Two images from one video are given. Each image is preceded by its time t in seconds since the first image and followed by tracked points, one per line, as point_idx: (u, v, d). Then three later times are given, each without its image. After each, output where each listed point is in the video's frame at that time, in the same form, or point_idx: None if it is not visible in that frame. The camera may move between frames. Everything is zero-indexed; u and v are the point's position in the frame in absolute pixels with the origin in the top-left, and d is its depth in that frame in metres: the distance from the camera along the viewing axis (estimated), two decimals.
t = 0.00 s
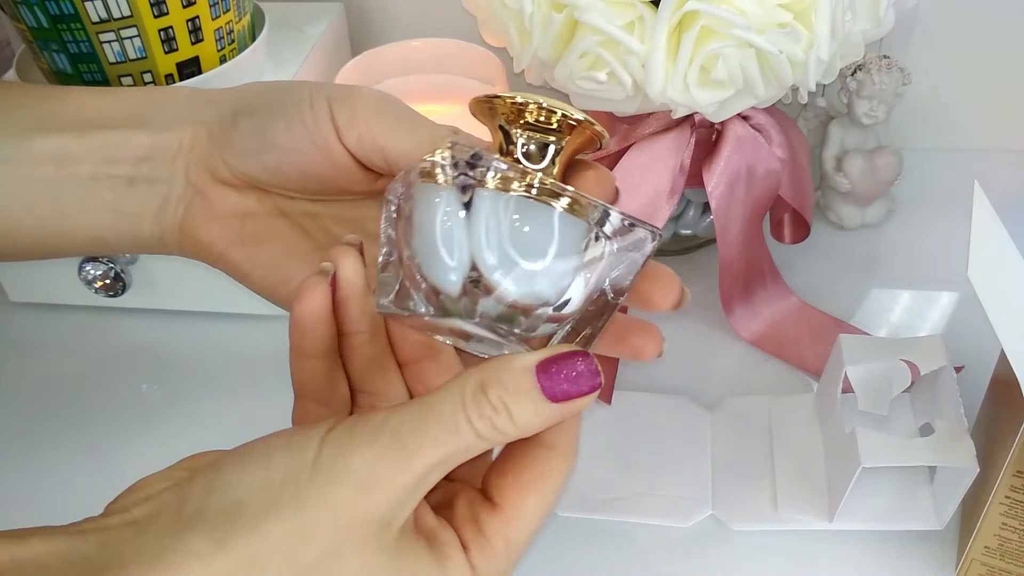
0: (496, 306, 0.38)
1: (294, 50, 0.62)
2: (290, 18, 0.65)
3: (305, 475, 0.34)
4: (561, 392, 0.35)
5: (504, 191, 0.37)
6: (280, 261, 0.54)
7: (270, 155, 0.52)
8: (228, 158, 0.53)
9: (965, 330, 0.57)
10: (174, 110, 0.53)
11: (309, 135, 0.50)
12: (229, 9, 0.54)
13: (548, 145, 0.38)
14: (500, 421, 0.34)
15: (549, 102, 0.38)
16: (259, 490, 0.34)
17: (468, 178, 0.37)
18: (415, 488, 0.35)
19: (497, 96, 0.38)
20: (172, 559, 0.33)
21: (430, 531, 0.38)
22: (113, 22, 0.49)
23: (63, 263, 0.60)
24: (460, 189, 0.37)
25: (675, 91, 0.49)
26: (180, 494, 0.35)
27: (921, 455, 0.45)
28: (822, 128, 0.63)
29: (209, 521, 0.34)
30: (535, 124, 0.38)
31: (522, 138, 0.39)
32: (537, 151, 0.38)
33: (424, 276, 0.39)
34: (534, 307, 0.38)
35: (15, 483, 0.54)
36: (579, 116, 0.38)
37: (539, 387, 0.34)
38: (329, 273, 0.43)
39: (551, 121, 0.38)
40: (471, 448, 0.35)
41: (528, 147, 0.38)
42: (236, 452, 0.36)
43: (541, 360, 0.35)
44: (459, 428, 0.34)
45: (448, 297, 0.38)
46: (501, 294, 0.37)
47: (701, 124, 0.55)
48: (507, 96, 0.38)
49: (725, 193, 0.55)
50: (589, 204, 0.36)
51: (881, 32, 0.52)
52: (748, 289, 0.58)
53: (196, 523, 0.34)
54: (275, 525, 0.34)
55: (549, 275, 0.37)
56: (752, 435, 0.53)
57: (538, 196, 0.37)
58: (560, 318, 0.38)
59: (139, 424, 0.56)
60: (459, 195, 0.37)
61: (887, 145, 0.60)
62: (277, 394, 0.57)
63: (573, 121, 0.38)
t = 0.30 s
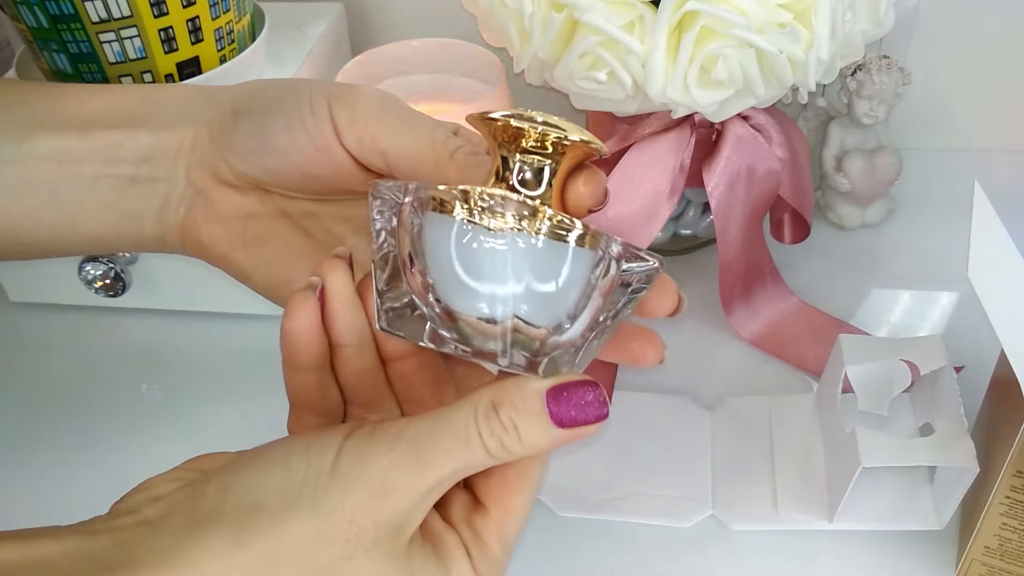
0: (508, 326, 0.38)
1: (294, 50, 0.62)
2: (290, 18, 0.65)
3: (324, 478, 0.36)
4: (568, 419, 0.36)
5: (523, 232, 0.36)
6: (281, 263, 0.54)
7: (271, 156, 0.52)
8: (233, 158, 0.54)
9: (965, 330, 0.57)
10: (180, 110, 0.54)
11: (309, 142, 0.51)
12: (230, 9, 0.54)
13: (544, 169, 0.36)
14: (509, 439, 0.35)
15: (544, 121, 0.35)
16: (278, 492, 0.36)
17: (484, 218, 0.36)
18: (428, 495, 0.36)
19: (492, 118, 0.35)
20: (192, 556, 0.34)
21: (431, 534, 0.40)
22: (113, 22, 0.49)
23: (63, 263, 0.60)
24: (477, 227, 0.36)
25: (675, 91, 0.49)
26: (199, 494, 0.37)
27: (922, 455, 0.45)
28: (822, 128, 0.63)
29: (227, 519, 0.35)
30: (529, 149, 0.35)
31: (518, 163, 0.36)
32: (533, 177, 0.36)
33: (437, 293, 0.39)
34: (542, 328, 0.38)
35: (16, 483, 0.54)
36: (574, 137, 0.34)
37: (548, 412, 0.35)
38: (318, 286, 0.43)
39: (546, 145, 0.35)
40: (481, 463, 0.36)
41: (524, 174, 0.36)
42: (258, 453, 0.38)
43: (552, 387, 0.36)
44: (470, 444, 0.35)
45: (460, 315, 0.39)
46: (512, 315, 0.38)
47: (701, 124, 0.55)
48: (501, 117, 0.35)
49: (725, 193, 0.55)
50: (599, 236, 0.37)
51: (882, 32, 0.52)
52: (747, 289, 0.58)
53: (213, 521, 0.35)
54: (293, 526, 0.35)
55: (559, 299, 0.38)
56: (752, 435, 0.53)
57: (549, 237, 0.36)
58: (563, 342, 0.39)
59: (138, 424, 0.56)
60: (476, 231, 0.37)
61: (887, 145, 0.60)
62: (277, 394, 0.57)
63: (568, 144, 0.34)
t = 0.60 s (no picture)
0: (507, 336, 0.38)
1: (294, 51, 0.62)
2: (290, 18, 0.65)
3: (324, 487, 0.36)
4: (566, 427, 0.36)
5: (524, 245, 0.36)
6: (280, 264, 0.54)
7: (271, 159, 0.52)
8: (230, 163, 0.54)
9: (965, 330, 0.57)
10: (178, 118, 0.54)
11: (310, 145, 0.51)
12: (230, 9, 0.54)
13: (541, 177, 0.36)
14: (509, 447, 0.36)
15: (540, 129, 0.35)
16: (278, 500, 0.36)
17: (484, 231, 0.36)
18: (429, 501, 0.37)
19: (486, 128, 0.36)
20: (192, 565, 0.34)
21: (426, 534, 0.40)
22: (113, 22, 0.49)
23: (64, 263, 0.60)
24: (477, 240, 0.36)
25: (675, 91, 0.49)
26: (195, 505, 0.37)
27: (922, 455, 0.45)
28: (822, 128, 0.63)
29: (228, 527, 0.35)
30: (526, 157, 0.36)
31: (514, 172, 0.36)
32: (530, 185, 0.36)
33: (437, 302, 0.39)
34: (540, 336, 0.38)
35: (16, 483, 0.54)
36: (571, 145, 0.34)
37: (547, 419, 0.36)
38: (320, 288, 0.44)
39: (542, 152, 0.35)
40: (481, 469, 0.36)
41: (521, 183, 0.36)
42: (256, 458, 0.38)
43: (551, 395, 0.37)
44: (471, 452, 0.36)
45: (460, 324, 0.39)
46: (512, 325, 0.38)
47: (701, 124, 0.55)
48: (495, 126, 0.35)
49: (725, 192, 0.55)
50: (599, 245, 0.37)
51: (881, 32, 0.52)
52: (747, 289, 0.58)
53: (215, 529, 0.35)
54: (294, 533, 0.35)
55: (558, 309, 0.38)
56: (752, 435, 0.53)
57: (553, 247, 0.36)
58: (564, 350, 0.39)
59: (138, 424, 0.56)
60: (476, 244, 0.36)
61: (886, 145, 0.60)
62: (277, 394, 0.57)
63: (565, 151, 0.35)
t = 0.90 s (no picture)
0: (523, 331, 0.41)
1: (294, 51, 0.62)
2: (291, 18, 0.65)
3: (286, 508, 0.35)
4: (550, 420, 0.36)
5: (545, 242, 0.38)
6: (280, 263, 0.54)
7: (251, 152, 0.51)
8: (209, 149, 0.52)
9: (965, 330, 0.57)
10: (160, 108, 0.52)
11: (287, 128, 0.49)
12: (230, 10, 0.54)
13: (575, 180, 0.37)
14: (488, 447, 0.36)
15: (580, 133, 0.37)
16: (245, 521, 0.36)
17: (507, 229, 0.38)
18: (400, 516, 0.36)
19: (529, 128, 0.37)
20: None
21: (413, 540, 0.39)
22: (113, 21, 0.49)
23: (64, 263, 0.60)
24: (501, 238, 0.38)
25: (675, 91, 0.49)
26: (168, 519, 0.37)
27: (922, 455, 0.45)
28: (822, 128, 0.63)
29: (191, 556, 0.35)
30: (563, 161, 0.37)
31: (549, 174, 0.37)
32: (564, 188, 0.37)
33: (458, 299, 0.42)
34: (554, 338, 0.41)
35: (17, 482, 0.54)
36: (607, 149, 0.36)
37: (527, 414, 0.36)
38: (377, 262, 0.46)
39: (580, 157, 0.36)
40: (457, 475, 0.36)
41: (555, 186, 0.37)
42: (219, 484, 0.37)
43: (529, 387, 0.36)
44: (445, 459, 0.35)
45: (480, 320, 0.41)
46: (528, 322, 0.40)
47: (701, 124, 0.55)
48: (536, 127, 0.37)
49: (725, 192, 0.55)
50: (620, 255, 0.38)
51: (881, 33, 0.52)
52: (747, 289, 0.58)
53: (178, 556, 0.35)
54: (257, 558, 0.35)
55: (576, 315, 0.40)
56: (752, 435, 0.53)
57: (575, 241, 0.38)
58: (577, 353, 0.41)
59: (139, 424, 0.56)
60: (501, 243, 0.39)
61: (886, 145, 0.60)
62: (277, 394, 0.57)
63: (601, 155, 0.36)
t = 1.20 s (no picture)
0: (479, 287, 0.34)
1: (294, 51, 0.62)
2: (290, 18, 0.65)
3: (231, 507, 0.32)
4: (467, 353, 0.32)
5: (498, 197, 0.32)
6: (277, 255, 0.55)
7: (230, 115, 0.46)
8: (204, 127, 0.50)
9: (965, 330, 0.57)
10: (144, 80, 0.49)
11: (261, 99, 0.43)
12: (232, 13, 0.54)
13: (567, 134, 0.32)
14: (417, 400, 0.31)
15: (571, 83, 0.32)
16: (190, 532, 0.33)
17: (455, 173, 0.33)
18: (347, 487, 0.32)
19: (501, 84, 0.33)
20: None
21: (385, 517, 0.35)
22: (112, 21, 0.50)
23: (64, 263, 0.60)
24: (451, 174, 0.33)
25: (676, 91, 0.49)
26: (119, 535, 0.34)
27: (922, 456, 0.45)
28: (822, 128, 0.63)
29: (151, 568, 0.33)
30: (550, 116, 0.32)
31: (539, 131, 0.32)
32: (555, 144, 0.32)
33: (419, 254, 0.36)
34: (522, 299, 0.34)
35: (17, 484, 0.54)
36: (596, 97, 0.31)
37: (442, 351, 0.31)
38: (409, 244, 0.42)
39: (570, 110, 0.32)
40: (396, 434, 0.32)
41: (544, 143, 0.32)
42: (162, 485, 0.34)
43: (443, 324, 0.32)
44: (376, 418, 0.32)
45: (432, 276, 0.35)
46: (479, 290, 0.34)
47: (701, 124, 0.55)
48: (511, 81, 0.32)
49: (725, 193, 0.56)
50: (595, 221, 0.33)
51: (882, 33, 0.52)
52: (747, 289, 0.58)
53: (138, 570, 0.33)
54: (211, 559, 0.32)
55: (551, 276, 0.33)
56: (752, 436, 0.53)
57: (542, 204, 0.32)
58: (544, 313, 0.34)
59: (138, 424, 0.56)
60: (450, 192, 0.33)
61: (885, 144, 0.60)
62: (277, 393, 0.57)
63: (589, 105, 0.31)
